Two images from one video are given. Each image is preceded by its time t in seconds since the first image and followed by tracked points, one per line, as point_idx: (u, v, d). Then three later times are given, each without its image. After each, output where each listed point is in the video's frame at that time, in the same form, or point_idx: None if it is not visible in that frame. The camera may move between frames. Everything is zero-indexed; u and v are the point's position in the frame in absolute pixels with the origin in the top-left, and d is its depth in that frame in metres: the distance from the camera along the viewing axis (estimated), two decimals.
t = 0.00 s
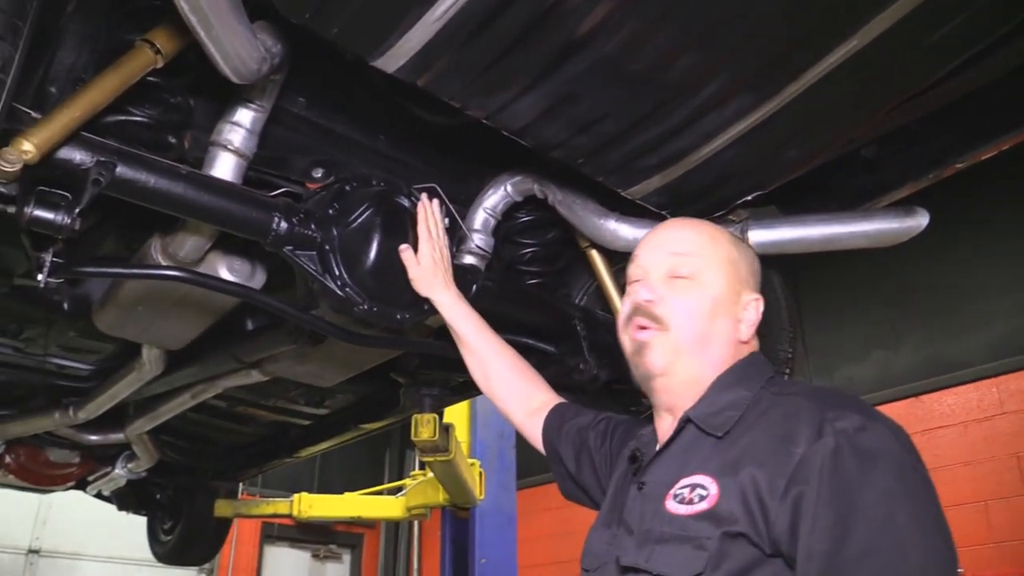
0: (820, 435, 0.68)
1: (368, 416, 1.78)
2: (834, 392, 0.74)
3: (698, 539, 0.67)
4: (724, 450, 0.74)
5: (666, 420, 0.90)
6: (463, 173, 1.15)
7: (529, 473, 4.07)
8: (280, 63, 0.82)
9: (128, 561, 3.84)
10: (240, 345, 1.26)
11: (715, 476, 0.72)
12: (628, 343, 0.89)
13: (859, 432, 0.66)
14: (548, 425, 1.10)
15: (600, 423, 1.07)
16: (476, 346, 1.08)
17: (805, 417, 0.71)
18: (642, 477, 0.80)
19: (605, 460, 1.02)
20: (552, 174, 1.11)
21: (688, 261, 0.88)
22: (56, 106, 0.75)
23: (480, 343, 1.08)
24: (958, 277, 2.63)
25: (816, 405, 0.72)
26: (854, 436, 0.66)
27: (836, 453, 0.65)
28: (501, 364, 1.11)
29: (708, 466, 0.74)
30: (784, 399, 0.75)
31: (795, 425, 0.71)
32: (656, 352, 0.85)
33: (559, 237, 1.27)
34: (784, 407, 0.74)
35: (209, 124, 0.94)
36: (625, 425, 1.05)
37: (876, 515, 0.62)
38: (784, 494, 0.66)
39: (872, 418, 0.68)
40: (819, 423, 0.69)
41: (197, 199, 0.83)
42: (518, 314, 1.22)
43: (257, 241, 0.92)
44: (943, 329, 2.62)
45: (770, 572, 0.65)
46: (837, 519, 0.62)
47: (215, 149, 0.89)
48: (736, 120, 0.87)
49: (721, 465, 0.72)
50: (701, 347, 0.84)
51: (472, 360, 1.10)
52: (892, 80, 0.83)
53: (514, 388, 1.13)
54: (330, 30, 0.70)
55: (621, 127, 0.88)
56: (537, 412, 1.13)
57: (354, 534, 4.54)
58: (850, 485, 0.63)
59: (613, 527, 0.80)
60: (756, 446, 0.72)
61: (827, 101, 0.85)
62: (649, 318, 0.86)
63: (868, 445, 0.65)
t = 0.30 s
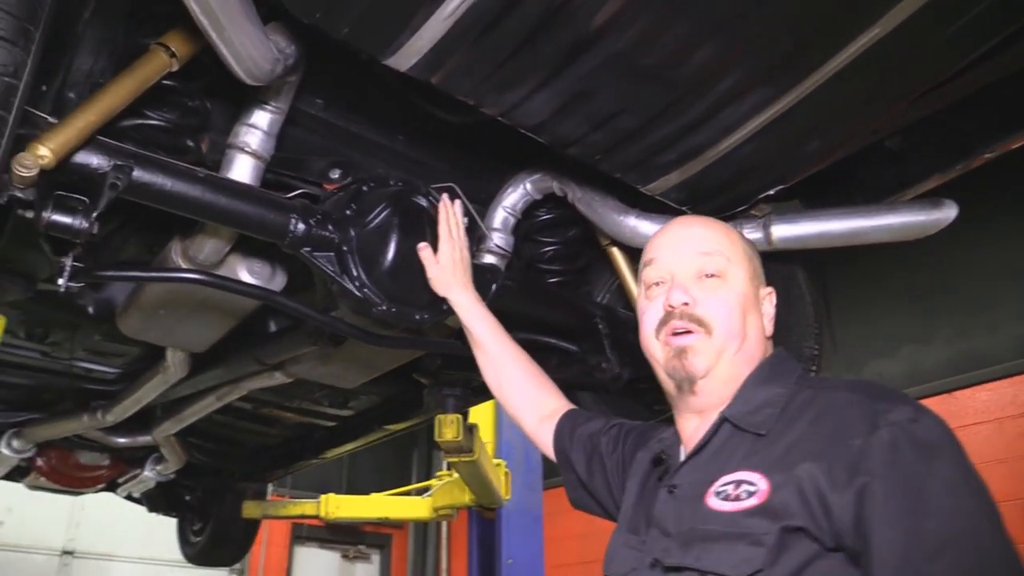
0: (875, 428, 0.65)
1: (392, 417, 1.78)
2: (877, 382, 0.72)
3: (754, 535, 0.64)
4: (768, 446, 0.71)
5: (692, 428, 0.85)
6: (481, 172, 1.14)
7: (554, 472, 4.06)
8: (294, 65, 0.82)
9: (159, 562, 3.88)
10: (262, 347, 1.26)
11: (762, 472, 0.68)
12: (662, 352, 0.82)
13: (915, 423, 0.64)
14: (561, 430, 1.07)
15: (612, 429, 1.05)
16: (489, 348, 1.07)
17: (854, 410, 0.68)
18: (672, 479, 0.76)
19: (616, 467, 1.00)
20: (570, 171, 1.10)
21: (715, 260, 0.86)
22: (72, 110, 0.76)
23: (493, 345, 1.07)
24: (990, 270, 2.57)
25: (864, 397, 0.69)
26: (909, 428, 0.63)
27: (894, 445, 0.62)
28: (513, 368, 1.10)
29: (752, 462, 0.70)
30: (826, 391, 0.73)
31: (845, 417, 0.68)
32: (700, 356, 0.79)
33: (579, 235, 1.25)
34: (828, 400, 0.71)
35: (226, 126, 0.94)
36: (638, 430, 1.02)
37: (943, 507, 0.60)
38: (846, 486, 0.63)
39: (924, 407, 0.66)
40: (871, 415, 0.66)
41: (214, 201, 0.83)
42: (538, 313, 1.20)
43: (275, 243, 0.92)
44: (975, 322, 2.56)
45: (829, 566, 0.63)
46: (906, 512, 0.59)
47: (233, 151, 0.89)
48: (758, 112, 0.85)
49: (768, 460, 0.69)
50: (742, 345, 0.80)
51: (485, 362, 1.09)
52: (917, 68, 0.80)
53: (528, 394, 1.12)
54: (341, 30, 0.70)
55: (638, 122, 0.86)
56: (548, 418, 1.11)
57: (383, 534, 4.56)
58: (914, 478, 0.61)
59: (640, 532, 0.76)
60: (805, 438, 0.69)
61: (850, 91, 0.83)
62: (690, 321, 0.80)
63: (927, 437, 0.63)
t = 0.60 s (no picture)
0: (911, 431, 0.63)
1: (417, 419, 1.78)
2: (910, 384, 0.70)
3: (790, 538, 0.62)
4: (798, 449, 0.69)
5: (715, 436, 0.82)
6: (503, 174, 1.13)
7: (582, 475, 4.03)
8: (312, 66, 0.82)
9: (194, 563, 3.92)
10: (286, 348, 1.27)
11: (794, 476, 0.67)
12: (677, 363, 0.79)
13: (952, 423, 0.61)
14: (581, 431, 1.06)
15: (631, 433, 1.02)
16: (509, 351, 1.06)
17: (889, 411, 0.66)
18: (698, 483, 0.75)
19: (635, 473, 0.97)
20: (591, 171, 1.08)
21: (724, 264, 0.83)
22: (94, 114, 0.76)
23: (513, 347, 1.06)
24: None
25: (899, 398, 0.67)
26: (946, 429, 0.61)
27: (933, 447, 0.60)
28: (532, 371, 1.09)
29: (782, 465, 0.69)
30: (857, 393, 0.71)
31: (879, 420, 0.66)
32: (718, 365, 0.76)
33: (602, 237, 1.24)
34: (859, 402, 0.69)
35: (247, 129, 0.94)
36: (658, 434, 1.00)
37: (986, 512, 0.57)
38: (886, 489, 0.61)
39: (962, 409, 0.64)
40: (907, 417, 0.64)
41: (234, 203, 0.83)
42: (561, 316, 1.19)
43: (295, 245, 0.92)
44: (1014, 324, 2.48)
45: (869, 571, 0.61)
46: (949, 515, 0.57)
47: (253, 154, 0.89)
48: (783, 108, 0.83)
49: (801, 463, 0.67)
50: (758, 348, 0.78)
51: (503, 364, 1.08)
52: (946, 62, 0.78)
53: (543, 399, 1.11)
54: (355, 31, 0.69)
55: (659, 121, 0.85)
56: (567, 421, 1.10)
57: (411, 536, 4.56)
58: (955, 481, 0.58)
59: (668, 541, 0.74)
60: (838, 441, 0.67)
61: (877, 86, 0.81)
62: (703, 329, 0.77)
63: (966, 438, 0.60)
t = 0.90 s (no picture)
0: (908, 432, 0.62)
1: (429, 424, 1.77)
2: (910, 386, 0.69)
3: (792, 547, 0.61)
4: (798, 454, 0.68)
5: (718, 438, 0.81)
6: (511, 177, 1.13)
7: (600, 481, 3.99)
8: (315, 71, 0.82)
9: (209, 568, 3.95)
10: (296, 354, 1.27)
11: (795, 482, 0.65)
12: (683, 359, 0.79)
13: (952, 424, 0.60)
14: (578, 442, 1.05)
15: (630, 440, 1.03)
16: (513, 356, 1.05)
17: (888, 412, 0.65)
18: (697, 491, 0.73)
19: (635, 481, 0.98)
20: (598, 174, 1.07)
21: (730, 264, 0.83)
22: (99, 121, 0.77)
23: (517, 352, 1.05)
24: None
25: (899, 400, 0.66)
26: (944, 429, 0.60)
27: (932, 449, 0.59)
28: (536, 377, 1.09)
29: (783, 471, 0.68)
30: (856, 396, 0.70)
31: (879, 421, 0.65)
32: (725, 359, 0.76)
33: (612, 239, 1.23)
34: (860, 404, 0.68)
35: (253, 134, 0.95)
36: (657, 440, 1.00)
37: (985, 513, 0.56)
38: (887, 493, 0.60)
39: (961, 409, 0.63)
40: (906, 418, 0.63)
41: (237, 210, 0.83)
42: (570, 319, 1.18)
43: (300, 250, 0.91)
44: None
45: None
46: (947, 518, 0.56)
47: (259, 159, 0.89)
48: (789, 108, 0.82)
49: (801, 469, 0.66)
50: (764, 346, 0.78)
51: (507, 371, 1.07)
52: (955, 58, 0.77)
53: (548, 404, 1.10)
54: (356, 34, 0.69)
55: (664, 121, 0.84)
56: (569, 428, 1.09)
57: (428, 542, 4.50)
58: (955, 483, 0.57)
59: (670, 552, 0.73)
60: (838, 445, 0.66)
61: (885, 83, 0.80)
62: (709, 324, 0.78)
63: (966, 439, 0.59)
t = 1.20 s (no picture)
0: (913, 436, 0.61)
1: (436, 427, 1.77)
2: (916, 393, 0.68)
3: (789, 545, 0.61)
4: (799, 456, 0.67)
5: (720, 447, 0.80)
6: (515, 181, 1.13)
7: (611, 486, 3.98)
8: (317, 74, 0.83)
9: (219, 570, 3.96)
10: (301, 357, 1.27)
11: (795, 482, 0.65)
12: (686, 378, 0.77)
13: (956, 431, 0.60)
14: (581, 445, 1.05)
15: (633, 442, 1.02)
16: (516, 359, 1.05)
17: (892, 416, 0.64)
18: (698, 492, 0.73)
19: (636, 483, 0.98)
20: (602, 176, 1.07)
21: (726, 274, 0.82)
22: (101, 124, 0.77)
23: (520, 355, 1.05)
24: None
25: (904, 404, 0.65)
26: (948, 436, 0.59)
27: (934, 454, 0.58)
28: (540, 381, 1.08)
29: (785, 471, 0.67)
30: (862, 400, 0.69)
31: (883, 424, 0.64)
32: (729, 377, 0.74)
33: (618, 243, 1.23)
34: (863, 408, 0.68)
35: (257, 138, 0.95)
36: (659, 445, 1.00)
37: (984, 520, 0.55)
38: (885, 495, 0.59)
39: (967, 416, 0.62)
40: (910, 423, 0.62)
41: (240, 212, 0.83)
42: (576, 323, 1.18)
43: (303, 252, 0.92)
44: None
45: None
46: (944, 523, 0.55)
47: (263, 162, 0.89)
48: (791, 109, 0.82)
49: (804, 468, 0.66)
50: (766, 357, 0.76)
51: (508, 375, 1.07)
52: (959, 58, 0.76)
53: (552, 408, 1.10)
54: (355, 36, 0.69)
55: (666, 123, 0.83)
56: (570, 432, 1.09)
57: (439, 546, 4.50)
58: (954, 489, 0.56)
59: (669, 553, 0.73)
60: (840, 447, 0.65)
61: (889, 84, 0.79)
62: (710, 341, 0.76)
63: (969, 446, 0.59)
